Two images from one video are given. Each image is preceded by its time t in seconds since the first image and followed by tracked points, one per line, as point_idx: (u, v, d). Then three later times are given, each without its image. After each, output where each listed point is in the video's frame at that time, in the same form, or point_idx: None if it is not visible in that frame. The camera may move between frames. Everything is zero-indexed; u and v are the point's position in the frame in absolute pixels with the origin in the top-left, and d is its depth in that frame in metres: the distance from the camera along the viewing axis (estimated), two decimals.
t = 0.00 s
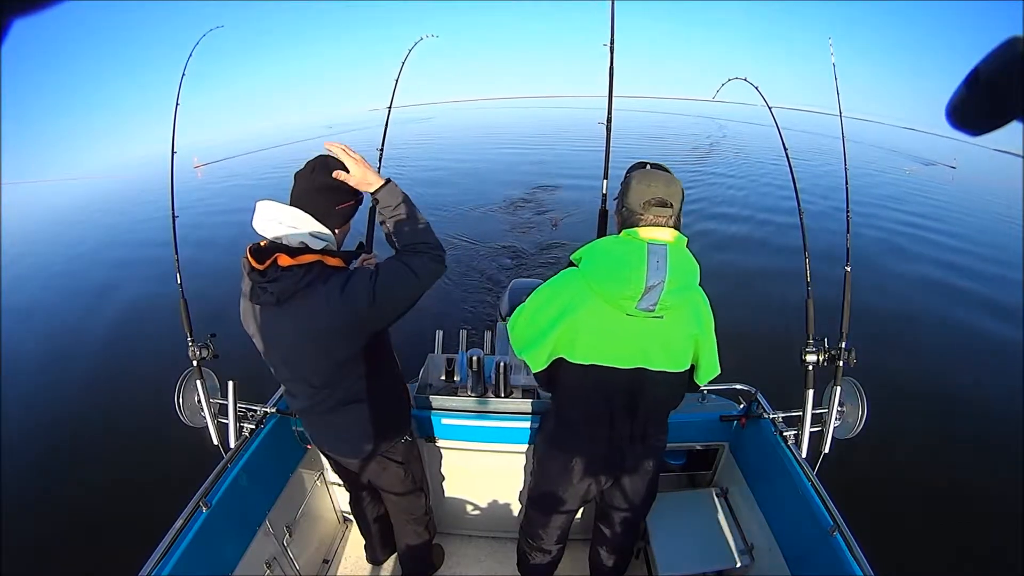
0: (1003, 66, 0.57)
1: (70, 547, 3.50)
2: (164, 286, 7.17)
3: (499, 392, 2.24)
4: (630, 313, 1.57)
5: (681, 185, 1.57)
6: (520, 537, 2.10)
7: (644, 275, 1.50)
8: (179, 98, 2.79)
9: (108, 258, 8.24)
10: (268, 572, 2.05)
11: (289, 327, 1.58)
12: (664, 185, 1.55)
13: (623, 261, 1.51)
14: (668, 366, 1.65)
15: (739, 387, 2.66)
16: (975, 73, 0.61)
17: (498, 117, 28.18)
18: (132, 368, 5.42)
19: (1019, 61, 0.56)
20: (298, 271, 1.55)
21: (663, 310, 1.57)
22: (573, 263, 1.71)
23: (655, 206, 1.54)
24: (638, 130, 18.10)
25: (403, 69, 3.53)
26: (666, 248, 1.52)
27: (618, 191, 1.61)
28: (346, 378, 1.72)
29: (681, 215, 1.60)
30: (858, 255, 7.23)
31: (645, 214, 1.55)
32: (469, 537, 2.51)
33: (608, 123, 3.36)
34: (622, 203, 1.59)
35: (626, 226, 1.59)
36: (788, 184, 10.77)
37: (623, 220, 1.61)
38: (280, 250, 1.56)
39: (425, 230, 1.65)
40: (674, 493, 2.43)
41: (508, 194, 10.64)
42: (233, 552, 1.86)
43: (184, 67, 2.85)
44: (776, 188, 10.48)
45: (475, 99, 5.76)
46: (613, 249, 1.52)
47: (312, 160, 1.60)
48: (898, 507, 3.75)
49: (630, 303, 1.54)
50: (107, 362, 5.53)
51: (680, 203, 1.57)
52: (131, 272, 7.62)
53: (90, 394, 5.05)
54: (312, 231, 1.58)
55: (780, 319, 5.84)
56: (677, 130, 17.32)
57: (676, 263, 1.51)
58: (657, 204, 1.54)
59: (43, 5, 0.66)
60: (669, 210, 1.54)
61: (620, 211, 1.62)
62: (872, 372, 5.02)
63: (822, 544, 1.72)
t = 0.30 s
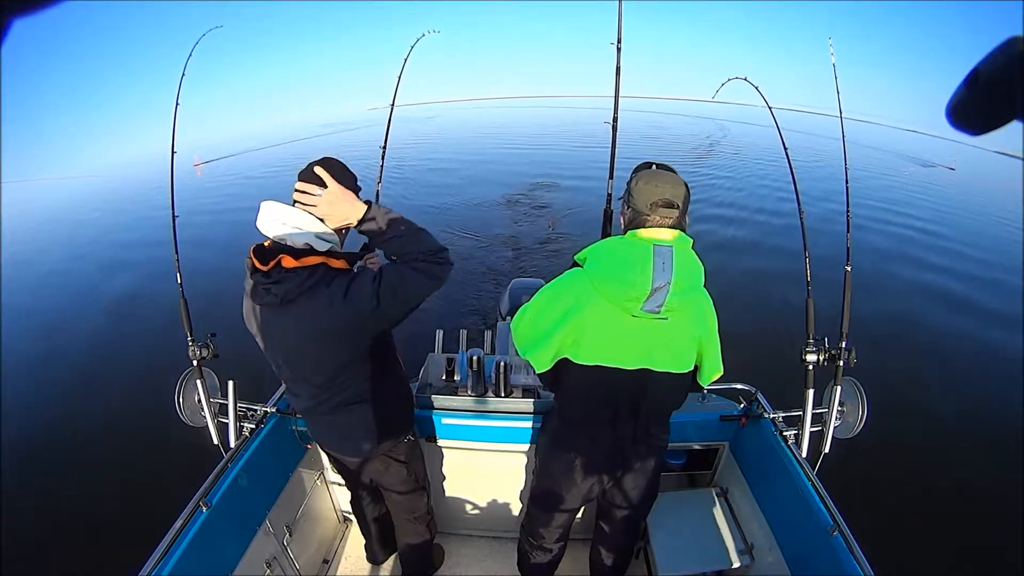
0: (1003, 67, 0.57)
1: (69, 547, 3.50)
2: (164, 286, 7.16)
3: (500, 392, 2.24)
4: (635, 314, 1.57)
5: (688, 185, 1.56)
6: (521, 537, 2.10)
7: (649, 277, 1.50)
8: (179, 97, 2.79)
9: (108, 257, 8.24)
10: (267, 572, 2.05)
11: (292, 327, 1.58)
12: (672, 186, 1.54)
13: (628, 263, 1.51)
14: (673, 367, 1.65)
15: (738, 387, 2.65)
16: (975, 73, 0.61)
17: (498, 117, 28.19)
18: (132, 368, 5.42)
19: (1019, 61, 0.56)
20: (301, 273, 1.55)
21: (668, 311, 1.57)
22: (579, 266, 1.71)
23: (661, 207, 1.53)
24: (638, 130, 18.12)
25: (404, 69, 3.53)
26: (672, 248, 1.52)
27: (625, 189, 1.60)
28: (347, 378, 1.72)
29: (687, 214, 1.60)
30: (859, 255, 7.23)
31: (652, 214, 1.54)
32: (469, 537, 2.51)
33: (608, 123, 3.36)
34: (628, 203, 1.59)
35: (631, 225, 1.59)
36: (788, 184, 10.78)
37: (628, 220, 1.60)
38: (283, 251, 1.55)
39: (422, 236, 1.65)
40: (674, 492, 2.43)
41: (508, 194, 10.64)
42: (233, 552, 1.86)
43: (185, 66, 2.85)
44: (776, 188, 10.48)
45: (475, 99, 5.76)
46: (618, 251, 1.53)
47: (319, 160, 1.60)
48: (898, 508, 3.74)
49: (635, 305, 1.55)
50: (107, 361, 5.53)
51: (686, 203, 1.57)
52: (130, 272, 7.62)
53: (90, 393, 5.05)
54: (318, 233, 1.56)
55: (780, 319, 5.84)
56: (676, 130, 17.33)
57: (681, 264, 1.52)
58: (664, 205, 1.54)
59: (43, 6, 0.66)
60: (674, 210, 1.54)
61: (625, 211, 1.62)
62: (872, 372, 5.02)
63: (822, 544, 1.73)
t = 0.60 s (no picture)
0: (1003, 67, 0.57)
1: (69, 547, 3.50)
2: (164, 286, 7.16)
3: (500, 391, 2.24)
4: (636, 314, 1.57)
5: (689, 186, 1.56)
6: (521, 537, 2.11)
7: (650, 277, 1.50)
8: (180, 97, 2.80)
9: (108, 257, 8.24)
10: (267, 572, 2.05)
11: (292, 327, 1.59)
12: (672, 186, 1.54)
13: (628, 262, 1.51)
14: (673, 367, 1.65)
15: (739, 386, 2.65)
16: (975, 73, 0.62)
17: (498, 118, 28.21)
18: (133, 367, 5.43)
19: (1018, 62, 0.56)
20: (301, 273, 1.56)
21: (669, 311, 1.57)
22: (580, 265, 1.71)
23: (662, 208, 1.53)
24: (638, 130, 18.12)
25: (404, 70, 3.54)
26: (672, 249, 1.53)
27: (625, 189, 1.59)
28: (347, 378, 1.72)
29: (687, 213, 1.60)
30: (858, 255, 7.24)
31: (653, 215, 1.55)
32: (469, 536, 2.51)
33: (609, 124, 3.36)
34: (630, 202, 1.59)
35: (632, 224, 1.59)
36: (788, 184, 10.79)
37: (629, 220, 1.60)
38: (283, 252, 1.56)
39: (415, 241, 1.67)
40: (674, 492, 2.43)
41: (509, 194, 10.65)
42: (233, 552, 1.86)
43: (186, 66, 2.85)
44: (776, 188, 10.48)
45: (475, 99, 5.77)
46: (619, 251, 1.53)
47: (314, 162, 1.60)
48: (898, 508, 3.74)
49: (636, 305, 1.55)
50: (107, 361, 5.53)
51: (686, 203, 1.57)
52: (131, 272, 7.62)
53: (91, 393, 5.06)
54: (318, 234, 1.56)
55: (780, 319, 5.85)
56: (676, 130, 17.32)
57: (682, 264, 1.52)
58: (664, 205, 1.54)
59: (44, 6, 0.67)
60: (675, 211, 1.54)
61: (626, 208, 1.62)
62: (872, 373, 5.03)
63: (822, 543, 1.73)
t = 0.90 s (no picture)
0: (1004, 65, 0.57)
1: (70, 547, 3.49)
2: (164, 286, 7.16)
3: (499, 392, 2.24)
4: (633, 314, 1.57)
5: (686, 185, 1.56)
6: (520, 537, 2.10)
7: (647, 276, 1.50)
8: (179, 97, 2.80)
9: (109, 258, 8.25)
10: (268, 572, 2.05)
11: (290, 326, 1.58)
12: (669, 185, 1.54)
13: (625, 262, 1.51)
14: (670, 365, 1.65)
15: (739, 386, 2.65)
16: (975, 73, 0.61)
17: (498, 117, 28.20)
18: (133, 367, 5.43)
19: (1018, 61, 0.56)
20: (298, 272, 1.55)
21: (666, 310, 1.57)
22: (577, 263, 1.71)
23: (659, 206, 1.54)
24: (638, 130, 18.12)
25: (404, 69, 3.54)
26: (669, 247, 1.53)
27: (623, 189, 1.60)
28: (346, 378, 1.72)
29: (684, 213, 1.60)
30: (858, 255, 7.23)
31: (649, 213, 1.55)
32: (469, 536, 2.51)
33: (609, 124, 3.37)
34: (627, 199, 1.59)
35: (630, 224, 1.59)
36: (788, 184, 10.79)
37: (627, 218, 1.60)
38: (280, 251, 1.56)
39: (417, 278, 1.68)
40: (674, 493, 2.43)
41: (508, 194, 10.65)
42: (233, 552, 1.86)
43: (185, 65, 2.86)
44: (776, 188, 10.48)
45: (475, 100, 5.76)
46: (617, 250, 1.53)
47: (299, 159, 1.59)
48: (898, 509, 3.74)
49: (633, 304, 1.55)
50: (108, 361, 5.53)
51: (683, 202, 1.57)
52: (131, 272, 7.63)
53: (91, 393, 5.06)
54: (315, 233, 1.57)
55: (780, 319, 5.85)
56: (676, 130, 17.32)
57: (679, 264, 1.52)
58: (662, 204, 1.54)
59: (45, 4, 0.67)
60: (672, 209, 1.55)
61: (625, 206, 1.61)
62: (872, 372, 5.03)
63: (822, 544, 1.73)
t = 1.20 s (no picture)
0: (1004, 65, 0.57)
1: (70, 547, 3.49)
2: (164, 286, 7.16)
3: (500, 392, 2.25)
4: (632, 312, 1.57)
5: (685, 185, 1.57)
6: (520, 536, 2.10)
7: (646, 274, 1.50)
8: (178, 97, 2.80)
9: (108, 257, 8.25)
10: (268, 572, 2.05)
11: (293, 323, 1.59)
12: (667, 182, 1.55)
13: (624, 260, 1.51)
14: (671, 365, 1.65)
15: (739, 386, 2.64)
16: (975, 73, 0.61)
17: (497, 117, 28.21)
18: (133, 367, 5.43)
19: (1019, 61, 0.56)
20: (304, 270, 1.56)
21: (664, 309, 1.57)
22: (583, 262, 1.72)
23: (657, 203, 1.54)
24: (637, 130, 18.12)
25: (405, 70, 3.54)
26: (667, 245, 1.52)
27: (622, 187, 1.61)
28: (347, 377, 1.72)
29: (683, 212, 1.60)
30: (858, 255, 7.23)
31: (647, 210, 1.55)
32: (469, 537, 2.51)
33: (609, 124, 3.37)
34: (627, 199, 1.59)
35: (628, 221, 1.60)
36: (788, 184, 10.79)
37: (625, 216, 1.61)
38: (286, 249, 1.57)
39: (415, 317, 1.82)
40: (673, 493, 2.43)
41: (508, 194, 10.65)
42: (234, 552, 1.87)
43: (184, 65, 2.86)
44: (776, 188, 10.48)
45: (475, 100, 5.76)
46: (615, 247, 1.53)
47: (299, 157, 1.60)
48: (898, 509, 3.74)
49: (632, 302, 1.55)
50: (108, 361, 5.54)
51: (681, 201, 1.58)
52: (131, 272, 7.62)
53: (91, 393, 5.06)
54: (321, 231, 1.59)
55: (780, 319, 5.85)
56: (676, 131, 17.32)
57: (678, 261, 1.51)
58: (660, 201, 1.54)
59: (43, 5, 0.67)
60: (670, 207, 1.55)
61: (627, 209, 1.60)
62: (872, 372, 5.02)
63: (822, 544, 1.73)
